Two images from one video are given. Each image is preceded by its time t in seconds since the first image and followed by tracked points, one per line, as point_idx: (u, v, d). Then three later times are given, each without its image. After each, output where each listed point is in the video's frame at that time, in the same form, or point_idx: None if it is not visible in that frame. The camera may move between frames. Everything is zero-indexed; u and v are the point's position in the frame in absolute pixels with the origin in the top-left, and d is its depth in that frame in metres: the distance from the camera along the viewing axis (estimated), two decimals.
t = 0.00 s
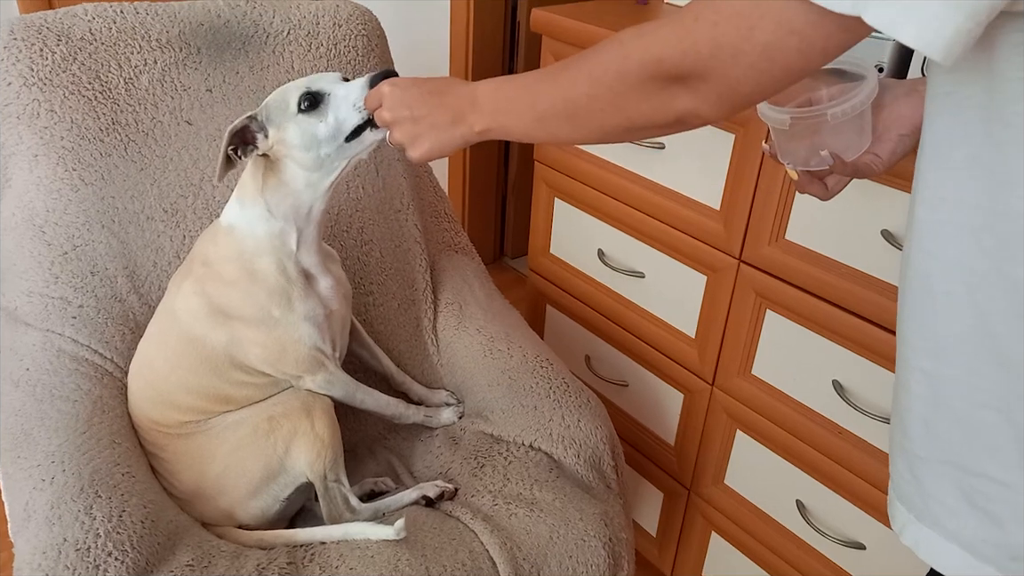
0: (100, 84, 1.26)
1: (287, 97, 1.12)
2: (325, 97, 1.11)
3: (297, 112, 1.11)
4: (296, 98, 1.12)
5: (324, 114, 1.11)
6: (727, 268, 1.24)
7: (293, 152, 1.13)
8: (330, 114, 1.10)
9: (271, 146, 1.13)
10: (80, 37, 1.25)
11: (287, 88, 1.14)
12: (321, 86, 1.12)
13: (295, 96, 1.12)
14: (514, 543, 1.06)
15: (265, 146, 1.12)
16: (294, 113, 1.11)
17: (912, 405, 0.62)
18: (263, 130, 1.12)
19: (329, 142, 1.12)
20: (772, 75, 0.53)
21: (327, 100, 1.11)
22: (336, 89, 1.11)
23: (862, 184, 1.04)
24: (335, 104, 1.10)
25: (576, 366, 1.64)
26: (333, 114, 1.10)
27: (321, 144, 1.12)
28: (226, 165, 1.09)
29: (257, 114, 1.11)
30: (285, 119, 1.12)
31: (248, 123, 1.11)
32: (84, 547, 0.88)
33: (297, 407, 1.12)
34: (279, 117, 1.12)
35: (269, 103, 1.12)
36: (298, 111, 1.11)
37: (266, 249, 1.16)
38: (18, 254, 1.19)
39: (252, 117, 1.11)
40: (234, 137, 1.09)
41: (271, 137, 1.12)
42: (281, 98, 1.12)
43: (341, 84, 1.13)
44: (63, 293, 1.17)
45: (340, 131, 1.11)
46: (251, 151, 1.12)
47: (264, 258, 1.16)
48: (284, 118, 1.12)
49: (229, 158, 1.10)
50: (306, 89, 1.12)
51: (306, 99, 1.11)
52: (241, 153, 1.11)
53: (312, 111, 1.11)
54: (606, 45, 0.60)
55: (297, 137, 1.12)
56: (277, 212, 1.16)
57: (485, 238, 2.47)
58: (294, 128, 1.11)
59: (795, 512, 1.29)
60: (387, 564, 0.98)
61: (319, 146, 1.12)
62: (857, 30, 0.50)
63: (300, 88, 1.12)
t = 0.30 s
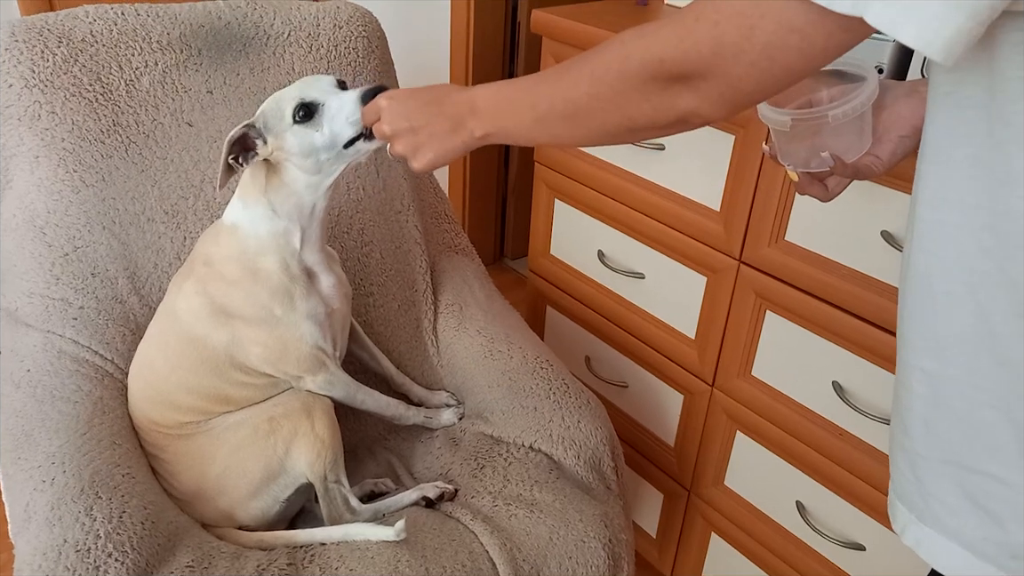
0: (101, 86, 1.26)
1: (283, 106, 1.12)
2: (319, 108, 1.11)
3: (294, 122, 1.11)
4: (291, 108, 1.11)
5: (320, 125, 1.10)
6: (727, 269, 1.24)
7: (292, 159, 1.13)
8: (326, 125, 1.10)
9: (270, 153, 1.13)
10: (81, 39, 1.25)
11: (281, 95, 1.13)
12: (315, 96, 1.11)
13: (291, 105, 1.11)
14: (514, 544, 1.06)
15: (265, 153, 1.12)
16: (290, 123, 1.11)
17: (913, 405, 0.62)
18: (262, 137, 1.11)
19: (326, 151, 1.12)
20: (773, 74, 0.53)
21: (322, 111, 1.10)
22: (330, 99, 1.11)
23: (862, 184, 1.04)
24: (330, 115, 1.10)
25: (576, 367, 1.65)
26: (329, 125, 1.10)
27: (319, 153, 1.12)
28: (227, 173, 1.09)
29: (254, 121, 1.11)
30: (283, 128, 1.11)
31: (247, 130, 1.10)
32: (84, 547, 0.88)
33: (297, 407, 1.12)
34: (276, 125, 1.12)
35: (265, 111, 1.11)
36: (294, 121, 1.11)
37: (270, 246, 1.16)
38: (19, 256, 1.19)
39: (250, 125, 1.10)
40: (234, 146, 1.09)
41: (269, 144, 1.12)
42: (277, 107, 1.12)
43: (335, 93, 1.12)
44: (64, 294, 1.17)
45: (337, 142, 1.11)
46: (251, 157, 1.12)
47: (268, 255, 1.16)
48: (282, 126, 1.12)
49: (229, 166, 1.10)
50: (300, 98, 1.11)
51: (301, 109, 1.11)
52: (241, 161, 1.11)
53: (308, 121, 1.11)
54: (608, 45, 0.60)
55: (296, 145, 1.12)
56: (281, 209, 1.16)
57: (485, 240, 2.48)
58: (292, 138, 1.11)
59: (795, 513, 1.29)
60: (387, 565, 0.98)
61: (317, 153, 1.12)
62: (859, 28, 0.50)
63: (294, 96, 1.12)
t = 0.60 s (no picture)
0: (102, 87, 1.26)
1: (278, 115, 1.12)
2: (313, 117, 1.11)
3: (289, 131, 1.11)
4: (286, 118, 1.11)
5: (315, 135, 1.11)
6: (727, 269, 1.24)
7: (292, 167, 1.13)
8: (321, 135, 1.10)
9: (270, 162, 1.13)
10: (81, 40, 1.26)
11: (276, 104, 1.13)
12: (309, 105, 1.11)
13: (285, 115, 1.11)
14: (514, 544, 1.06)
15: (264, 162, 1.12)
16: (286, 134, 1.11)
17: (916, 407, 0.62)
18: (261, 146, 1.11)
19: (324, 159, 1.12)
20: (778, 77, 0.53)
21: (316, 120, 1.11)
22: (324, 107, 1.11)
23: (862, 185, 1.05)
24: (324, 125, 1.10)
25: (576, 368, 1.65)
26: (324, 134, 1.10)
27: (317, 161, 1.12)
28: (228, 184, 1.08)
29: (252, 132, 1.11)
30: (279, 137, 1.12)
31: (246, 141, 1.10)
32: (84, 548, 0.88)
33: (298, 408, 1.12)
34: (272, 135, 1.12)
35: (261, 121, 1.11)
36: (289, 130, 1.11)
37: (269, 246, 1.16)
38: (20, 257, 1.19)
39: (248, 135, 1.10)
40: (234, 156, 1.09)
41: (268, 153, 1.12)
42: (272, 118, 1.12)
43: (328, 101, 1.12)
44: (64, 295, 1.17)
45: (333, 151, 1.11)
46: (250, 167, 1.11)
47: (266, 256, 1.16)
48: (278, 135, 1.12)
49: (230, 177, 1.10)
50: (294, 108, 1.11)
51: (295, 119, 1.11)
52: (242, 171, 1.10)
53: (303, 130, 1.11)
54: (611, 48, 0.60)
55: (293, 154, 1.12)
56: (284, 213, 1.16)
57: (485, 241, 2.48)
58: (288, 146, 1.12)
59: (796, 514, 1.29)
60: (387, 565, 0.98)
61: (315, 161, 1.12)
62: (864, 30, 0.50)
63: (288, 106, 1.12)
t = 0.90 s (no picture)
0: (96, 85, 1.25)
1: (265, 114, 1.10)
2: (303, 122, 1.09)
3: (275, 133, 1.10)
4: (273, 120, 1.10)
5: (302, 140, 1.09)
6: (721, 269, 1.24)
7: (274, 167, 1.12)
8: (308, 141, 1.09)
9: (252, 158, 1.12)
10: (74, 38, 1.25)
11: (265, 100, 1.11)
12: (300, 109, 1.10)
13: (273, 115, 1.10)
14: (509, 543, 1.06)
15: (247, 158, 1.11)
16: (272, 135, 1.10)
17: (913, 408, 0.62)
18: (243, 142, 1.11)
19: (308, 163, 1.11)
20: (779, 79, 0.53)
21: (304, 125, 1.09)
22: (315, 114, 1.09)
23: (858, 184, 1.05)
24: (313, 132, 1.09)
25: (571, 366, 1.65)
26: (311, 141, 1.09)
27: (300, 165, 1.11)
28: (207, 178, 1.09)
29: (236, 127, 1.10)
30: (265, 137, 1.10)
31: (228, 136, 1.09)
32: (78, 549, 0.88)
33: (293, 408, 1.11)
34: (257, 133, 1.10)
35: (247, 118, 1.10)
36: (276, 132, 1.10)
37: (260, 248, 1.16)
38: (13, 256, 1.19)
39: (232, 131, 1.09)
40: (215, 152, 1.09)
41: (251, 150, 1.11)
42: (258, 115, 1.10)
43: (319, 107, 1.11)
44: (57, 295, 1.17)
45: (318, 157, 1.10)
46: (232, 161, 1.12)
47: (258, 258, 1.16)
48: (264, 134, 1.10)
49: (211, 171, 1.10)
50: (283, 110, 1.10)
51: (283, 121, 1.10)
52: (223, 166, 1.11)
53: (290, 134, 1.10)
54: (612, 51, 0.60)
55: (277, 155, 1.11)
56: (267, 212, 1.15)
57: (480, 239, 2.47)
58: (273, 148, 1.10)
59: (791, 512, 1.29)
60: (382, 565, 0.98)
61: (299, 164, 1.11)
62: (865, 32, 0.50)
63: (277, 107, 1.10)
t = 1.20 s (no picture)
0: (92, 81, 1.24)
1: (273, 120, 1.09)
2: (311, 131, 1.09)
3: (283, 139, 1.09)
4: (281, 126, 1.09)
5: (311, 148, 1.09)
6: (719, 263, 1.25)
7: (279, 170, 1.12)
8: (316, 149, 1.09)
9: (257, 160, 1.11)
10: (70, 33, 1.24)
11: (272, 105, 1.10)
12: (309, 118, 1.10)
13: (281, 122, 1.09)
14: (506, 538, 1.06)
15: (252, 161, 1.10)
16: (280, 141, 1.09)
17: (912, 403, 0.62)
18: (249, 145, 1.10)
19: (314, 170, 1.11)
20: (786, 80, 0.52)
21: (313, 134, 1.09)
22: (324, 124, 1.09)
23: (855, 180, 1.05)
24: (322, 141, 1.08)
25: (569, 362, 1.65)
26: (319, 150, 1.09)
27: (307, 171, 1.11)
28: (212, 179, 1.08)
29: (242, 130, 1.09)
30: (272, 142, 1.10)
31: (234, 138, 1.08)
32: (75, 544, 0.88)
33: (291, 403, 1.12)
34: (264, 138, 1.10)
35: (254, 121, 1.09)
36: (284, 139, 1.09)
37: (258, 242, 1.16)
38: (10, 252, 1.19)
39: (238, 133, 1.08)
40: (221, 153, 1.08)
41: (257, 153, 1.10)
42: (265, 121, 1.09)
43: (327, 117, 1.10)
44: (54, 291, 1.17)
45: (326, 166, 1.10)
46: (237, 164, 1.10)
47: (256, 251, 1.16)
48: (270, 139, 1.10)
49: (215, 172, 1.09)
50: (291, 117, 1.09)
51: (291, 128, 1.09)
52: (228, 168, 1.10)
53: (298, 141, 1.09)
54: (614, 61, 0.59)
55: (283, 160, 1.10)
56: (270, 210, 1.15)
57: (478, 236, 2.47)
58: (279, 154, 1.10)
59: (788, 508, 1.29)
60: (379, 560, 0.98)
61: (305, 170, 1.11)
62: (871, 32, 0.49)
63: (285, 114, 1.09)
